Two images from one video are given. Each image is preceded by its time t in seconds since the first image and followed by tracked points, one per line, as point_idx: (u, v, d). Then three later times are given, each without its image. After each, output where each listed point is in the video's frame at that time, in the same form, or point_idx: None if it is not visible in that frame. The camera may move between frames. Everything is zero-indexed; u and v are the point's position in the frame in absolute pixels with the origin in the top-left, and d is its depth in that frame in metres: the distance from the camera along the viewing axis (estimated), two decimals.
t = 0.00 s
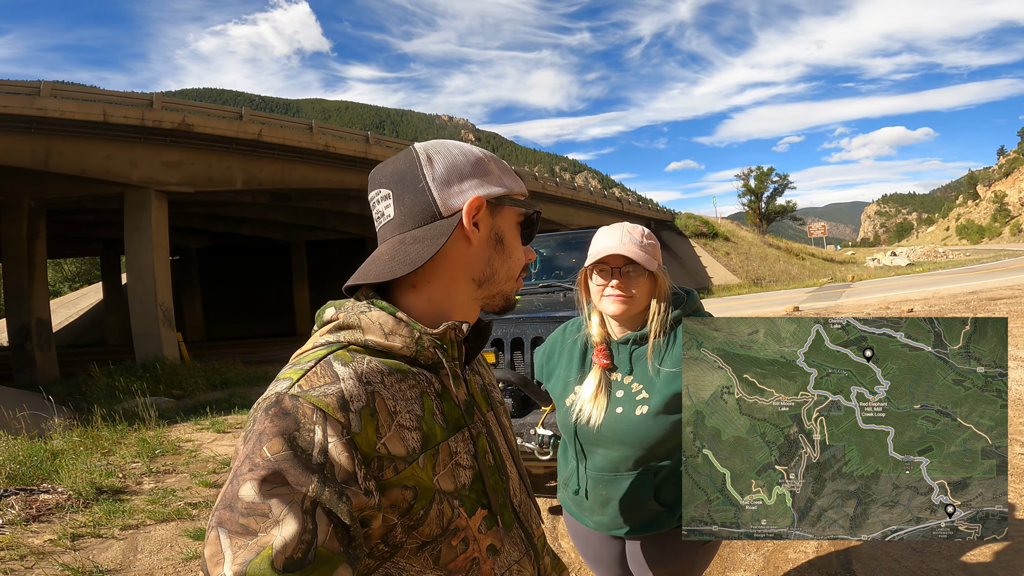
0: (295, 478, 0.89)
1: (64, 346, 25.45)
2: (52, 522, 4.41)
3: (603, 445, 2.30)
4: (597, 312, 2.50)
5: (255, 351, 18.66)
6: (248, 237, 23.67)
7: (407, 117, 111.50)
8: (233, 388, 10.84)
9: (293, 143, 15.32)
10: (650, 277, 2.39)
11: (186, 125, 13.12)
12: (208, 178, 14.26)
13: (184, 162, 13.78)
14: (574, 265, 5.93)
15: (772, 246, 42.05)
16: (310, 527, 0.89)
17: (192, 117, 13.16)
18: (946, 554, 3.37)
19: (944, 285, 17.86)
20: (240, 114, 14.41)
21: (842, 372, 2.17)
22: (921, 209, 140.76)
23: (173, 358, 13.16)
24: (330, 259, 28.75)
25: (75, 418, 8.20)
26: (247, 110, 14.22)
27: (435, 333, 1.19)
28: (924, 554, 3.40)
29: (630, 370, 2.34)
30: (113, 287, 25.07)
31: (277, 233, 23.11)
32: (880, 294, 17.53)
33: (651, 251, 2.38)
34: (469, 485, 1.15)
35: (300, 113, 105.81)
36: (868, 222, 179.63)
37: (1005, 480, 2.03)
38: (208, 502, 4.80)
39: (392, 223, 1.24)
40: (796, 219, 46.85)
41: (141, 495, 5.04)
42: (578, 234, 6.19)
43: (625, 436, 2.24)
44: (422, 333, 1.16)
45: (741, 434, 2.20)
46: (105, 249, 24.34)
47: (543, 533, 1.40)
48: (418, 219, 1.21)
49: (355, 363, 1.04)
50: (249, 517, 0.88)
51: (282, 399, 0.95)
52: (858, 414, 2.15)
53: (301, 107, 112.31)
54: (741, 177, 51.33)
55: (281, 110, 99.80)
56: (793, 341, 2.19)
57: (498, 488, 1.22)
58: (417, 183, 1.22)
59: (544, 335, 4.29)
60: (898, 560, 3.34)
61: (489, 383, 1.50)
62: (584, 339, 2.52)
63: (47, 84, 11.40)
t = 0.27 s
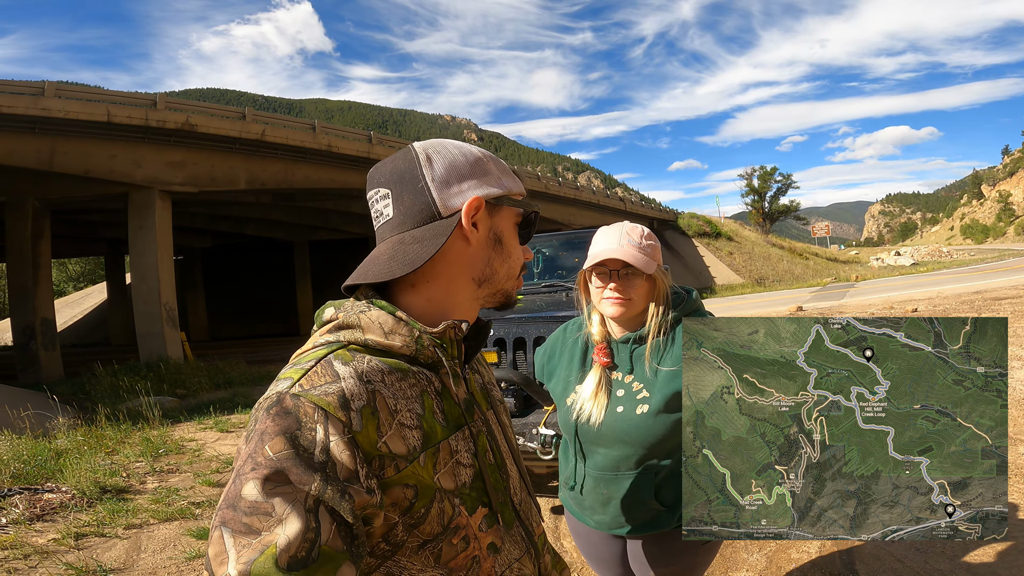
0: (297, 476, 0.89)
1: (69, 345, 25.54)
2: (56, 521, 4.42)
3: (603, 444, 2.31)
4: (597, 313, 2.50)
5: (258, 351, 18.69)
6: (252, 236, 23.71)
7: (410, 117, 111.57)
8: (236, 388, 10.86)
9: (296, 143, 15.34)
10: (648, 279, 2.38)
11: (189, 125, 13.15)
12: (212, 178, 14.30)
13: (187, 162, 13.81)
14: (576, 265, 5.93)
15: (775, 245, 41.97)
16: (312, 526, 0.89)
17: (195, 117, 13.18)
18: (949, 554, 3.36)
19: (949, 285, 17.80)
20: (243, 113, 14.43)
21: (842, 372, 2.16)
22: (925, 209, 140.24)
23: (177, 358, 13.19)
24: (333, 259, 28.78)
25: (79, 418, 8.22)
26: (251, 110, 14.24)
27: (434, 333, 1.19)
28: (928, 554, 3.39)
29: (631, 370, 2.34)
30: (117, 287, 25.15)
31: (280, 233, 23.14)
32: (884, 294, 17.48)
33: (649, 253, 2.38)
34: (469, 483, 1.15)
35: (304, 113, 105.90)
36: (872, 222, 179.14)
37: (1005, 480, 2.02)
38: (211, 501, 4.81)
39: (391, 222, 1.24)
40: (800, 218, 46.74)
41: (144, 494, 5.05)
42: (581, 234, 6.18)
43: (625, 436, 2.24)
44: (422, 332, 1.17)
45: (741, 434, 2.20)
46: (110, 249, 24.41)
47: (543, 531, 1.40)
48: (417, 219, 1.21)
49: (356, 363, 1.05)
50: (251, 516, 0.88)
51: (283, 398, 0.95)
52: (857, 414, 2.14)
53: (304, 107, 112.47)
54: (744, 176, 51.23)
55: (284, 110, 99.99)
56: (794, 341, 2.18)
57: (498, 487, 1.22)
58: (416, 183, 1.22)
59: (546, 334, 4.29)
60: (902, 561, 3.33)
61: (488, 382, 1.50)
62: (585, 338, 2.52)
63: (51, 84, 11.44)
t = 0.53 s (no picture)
0: (288, 478, 0.90)
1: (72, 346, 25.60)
2: (57, 522, 4.43)
3: (603, 445, 2.30)
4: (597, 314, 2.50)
5: (260, 352, 18.71)
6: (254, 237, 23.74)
7: (412, 117, 111.67)
8: (238, 389, 10.87)
9: (297, 144, 15.35)
10: (648, 280, 2.38)
11: (191, 125, 13.15)
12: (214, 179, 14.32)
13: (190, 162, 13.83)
14: (578, 265, 5.92)
15: (777, 246, 41.92)
16: (304, 527, 0.89)
17: (197, 117, 13.19)
18: (952, 555, 3.35)
19: (951, 285, 17.76)
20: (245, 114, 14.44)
21: (841, 372, 2.15)
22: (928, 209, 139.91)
23: (179, 358, 13.22)
24: (335, 259, 28.81)
25: (81, 418, 8.24)
26: (252, 110, 14.25)
27: (430, 335, 1.19)
28: (931, 555, 3.38)
29: (631, 371, 2.33)
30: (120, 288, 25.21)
31: (282, 233, 23.15)
32: (886, 294, 17.44)
33: (650, 254, 2.37)
34: (464, 485, 1.14)
35: (306, 113, 106.08)
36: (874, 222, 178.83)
37: (1005, 480, 2.01)
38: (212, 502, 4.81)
39: (387, 227, 1.23)
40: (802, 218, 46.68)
41: (145, 495, 5.05)
42: (582, 234, 6.18)
43: (625, 437, 2.23)
44: (418, 334, 1.16)
45: (741, 434, 2.19)
46: (112, 249, 24.46)
47: (540, 533, 1.40)
48: (413, 223, 1.21)
49: (350, 364, 1.04)
50: (242, 517, 0.88)
51: (276, 399, 0.95)
52: (857, 414, 2.13)
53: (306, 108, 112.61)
54: (746, 176, 51.16)
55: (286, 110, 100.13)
56: (793, 341, 2.18)
57: (494, 489, 1.22)
58: (413, 187, 1.22)
59: (547, 335, 4.28)
60: (904, 562, 3.32)
61: (485, 384, 1.50)
62: (585, 339, 2.51)
63: (54, 85, 11.44)
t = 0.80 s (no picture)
0: (295, 485, 0.89)
1: (74, 346, 25.65)
2: (60, 523, 4.43)
3: (611, 448, 2.29)
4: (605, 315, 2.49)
5: (262, 352, 18.73)
6: (255, 237, 23.75)
7: (414, 118, 111.79)
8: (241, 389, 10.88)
9: (299, 144, 15.35)
10: (658, 282, 2.37)
11: (193, 126, 13.16)
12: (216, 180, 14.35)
13: (192, 163, 13.85)
14: (580, 266, 5.92)
15: (780, 246, 41.86)
16: (311, 535, 0.89)
17: (198, 118, 13.20)
18: (958, 557, 3.34)
19: (955, 285, 17.70)
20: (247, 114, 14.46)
21: (842, 372, 2.15)
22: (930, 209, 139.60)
23: (181, 359, 13.24)
24: (337, 259, 28.82)
25: (84, 419, 8.25)
26: (254, 111, 14.25)
27: (439, 340, 1.19)
28: (936, 557, 3.36)
29: (639, 374, 2.32)
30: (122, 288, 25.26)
31: (284, 234, 23.17)
32: (889, 295, 17.38)
33: (659, 256, 2.36)
34: (472, 491, 1.14)
35: (308, 114, 106.16)
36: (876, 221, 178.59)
37: (1004, 480, 2.01)
38: (214, 504, 4.81)
39: (396, 229, 1.24)
40: (804, 218, 46.59)
41: (148, 496, 5.06)
42: (585, 235, 6.17)
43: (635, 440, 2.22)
44: (426, 340, 1.17)
45: (741, 434, 2.18)
46: (114, 250, 24.50)
47: (548, 538, 1.40)
48: (421, 227, 1.21)
49: (357, 369, 1.04)
50: (249, 525, 0.88)
51: (283, 406, 0.95)
52: (857, 414, 2.13)
53: (308, 108, 112.66)
54: (748, 176, 51.08)
55: (288, 110, 100.23)
56: (793, 341, 2.17)
57: (501, 495, 1.22)
58: (422, 190, 1.22)
59: (551, 336, 4.28)
60: (910, 564, 3.31)
61: (494, 388, 1.50)
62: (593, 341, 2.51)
63: (56, 86, 11.46)
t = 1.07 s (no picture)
0: (302, 483, 0.90)
1: (75, 347, 25.67)
2: (63, 524, 4.44)
3: (616, 449, 2.29)
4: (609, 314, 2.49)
5: (264, 353, 18.77)
6: (256, 238, 23.77)
7: (415, 119, 111.94)
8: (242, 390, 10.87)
9: (300, 145, 15.36)
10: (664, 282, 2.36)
11: (194, 127, 13.17)
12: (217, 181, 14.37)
13: (193, 164, 13.86)
14: (581, 267, 5.92)
15: (780, 246, 41.83)
16: (317, 533, 0.89)
17: (199, 119, 13.21)
18: (960, 556, 3.35)
19: (955, 285, 17.69)
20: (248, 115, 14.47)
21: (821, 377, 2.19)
22: (932, 209, 139.50)
23: (183, 359, 13.26)
24: (338, 260, 28.84)
25: (85, 420, 8.25)
26: (255, 112, 14.26)
27: (445, 340, 1.19)
28: (938, 557, 3.36)
29: (643, 374, 2.31)
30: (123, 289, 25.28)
31: (285, 234, 23.19)
32: (889, 295, 17.39)
33: (666, 256, 2.35)
34: (476, 491, 1.15)
35: (309, 115, 106.20)
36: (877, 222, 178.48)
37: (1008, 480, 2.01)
38: (216, 504, 4.82)
39: (404, 230, 1.24)
40: (805, 218, 46.56)
41: (150, 496, 5.06)
42: (586, 235, 6.18)
43: (640, 441, 2.21)
44: (432, 339, 1.17)
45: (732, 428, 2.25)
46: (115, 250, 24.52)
47: (553, 537, 1.40)
48: (429, 228, 1.21)
49: (363, 369, 1.04)
50: (256, 522, 0.88)
51: (290, 403, 0.96)
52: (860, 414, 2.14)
53: (308, 109, 112.75)
54: (749, 176, 51.06)
55: (288, 111, 100.29)
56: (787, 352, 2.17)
57: (506, 495, 1.22)
58: (430, 191, 1.22)
59: (552, 336, 4.29)
60: (912, 563, 3.32)
61: (500, 388, 1.50)
62: (596, 341, 2.51)
63: (57, 87, 11.47)
